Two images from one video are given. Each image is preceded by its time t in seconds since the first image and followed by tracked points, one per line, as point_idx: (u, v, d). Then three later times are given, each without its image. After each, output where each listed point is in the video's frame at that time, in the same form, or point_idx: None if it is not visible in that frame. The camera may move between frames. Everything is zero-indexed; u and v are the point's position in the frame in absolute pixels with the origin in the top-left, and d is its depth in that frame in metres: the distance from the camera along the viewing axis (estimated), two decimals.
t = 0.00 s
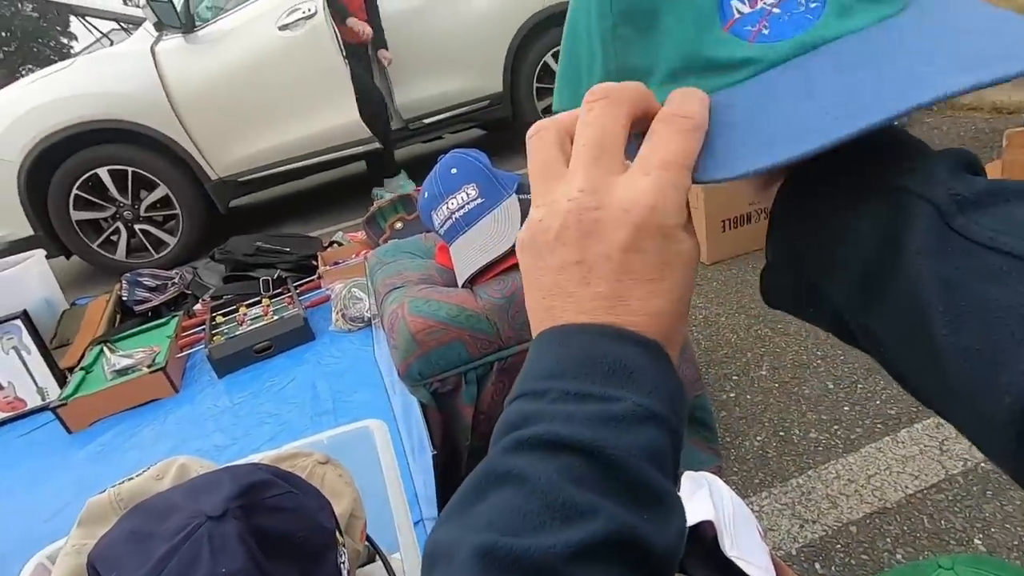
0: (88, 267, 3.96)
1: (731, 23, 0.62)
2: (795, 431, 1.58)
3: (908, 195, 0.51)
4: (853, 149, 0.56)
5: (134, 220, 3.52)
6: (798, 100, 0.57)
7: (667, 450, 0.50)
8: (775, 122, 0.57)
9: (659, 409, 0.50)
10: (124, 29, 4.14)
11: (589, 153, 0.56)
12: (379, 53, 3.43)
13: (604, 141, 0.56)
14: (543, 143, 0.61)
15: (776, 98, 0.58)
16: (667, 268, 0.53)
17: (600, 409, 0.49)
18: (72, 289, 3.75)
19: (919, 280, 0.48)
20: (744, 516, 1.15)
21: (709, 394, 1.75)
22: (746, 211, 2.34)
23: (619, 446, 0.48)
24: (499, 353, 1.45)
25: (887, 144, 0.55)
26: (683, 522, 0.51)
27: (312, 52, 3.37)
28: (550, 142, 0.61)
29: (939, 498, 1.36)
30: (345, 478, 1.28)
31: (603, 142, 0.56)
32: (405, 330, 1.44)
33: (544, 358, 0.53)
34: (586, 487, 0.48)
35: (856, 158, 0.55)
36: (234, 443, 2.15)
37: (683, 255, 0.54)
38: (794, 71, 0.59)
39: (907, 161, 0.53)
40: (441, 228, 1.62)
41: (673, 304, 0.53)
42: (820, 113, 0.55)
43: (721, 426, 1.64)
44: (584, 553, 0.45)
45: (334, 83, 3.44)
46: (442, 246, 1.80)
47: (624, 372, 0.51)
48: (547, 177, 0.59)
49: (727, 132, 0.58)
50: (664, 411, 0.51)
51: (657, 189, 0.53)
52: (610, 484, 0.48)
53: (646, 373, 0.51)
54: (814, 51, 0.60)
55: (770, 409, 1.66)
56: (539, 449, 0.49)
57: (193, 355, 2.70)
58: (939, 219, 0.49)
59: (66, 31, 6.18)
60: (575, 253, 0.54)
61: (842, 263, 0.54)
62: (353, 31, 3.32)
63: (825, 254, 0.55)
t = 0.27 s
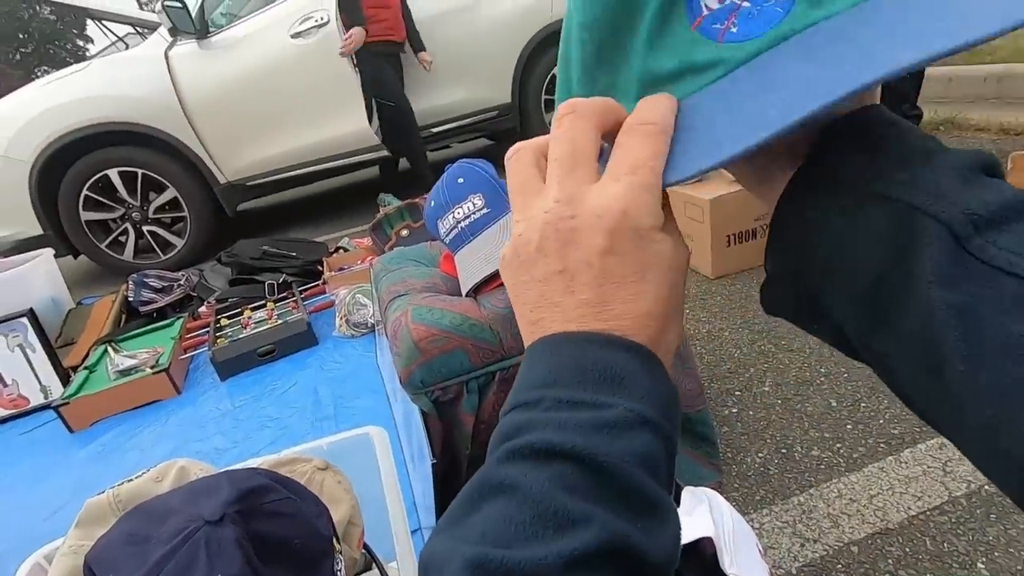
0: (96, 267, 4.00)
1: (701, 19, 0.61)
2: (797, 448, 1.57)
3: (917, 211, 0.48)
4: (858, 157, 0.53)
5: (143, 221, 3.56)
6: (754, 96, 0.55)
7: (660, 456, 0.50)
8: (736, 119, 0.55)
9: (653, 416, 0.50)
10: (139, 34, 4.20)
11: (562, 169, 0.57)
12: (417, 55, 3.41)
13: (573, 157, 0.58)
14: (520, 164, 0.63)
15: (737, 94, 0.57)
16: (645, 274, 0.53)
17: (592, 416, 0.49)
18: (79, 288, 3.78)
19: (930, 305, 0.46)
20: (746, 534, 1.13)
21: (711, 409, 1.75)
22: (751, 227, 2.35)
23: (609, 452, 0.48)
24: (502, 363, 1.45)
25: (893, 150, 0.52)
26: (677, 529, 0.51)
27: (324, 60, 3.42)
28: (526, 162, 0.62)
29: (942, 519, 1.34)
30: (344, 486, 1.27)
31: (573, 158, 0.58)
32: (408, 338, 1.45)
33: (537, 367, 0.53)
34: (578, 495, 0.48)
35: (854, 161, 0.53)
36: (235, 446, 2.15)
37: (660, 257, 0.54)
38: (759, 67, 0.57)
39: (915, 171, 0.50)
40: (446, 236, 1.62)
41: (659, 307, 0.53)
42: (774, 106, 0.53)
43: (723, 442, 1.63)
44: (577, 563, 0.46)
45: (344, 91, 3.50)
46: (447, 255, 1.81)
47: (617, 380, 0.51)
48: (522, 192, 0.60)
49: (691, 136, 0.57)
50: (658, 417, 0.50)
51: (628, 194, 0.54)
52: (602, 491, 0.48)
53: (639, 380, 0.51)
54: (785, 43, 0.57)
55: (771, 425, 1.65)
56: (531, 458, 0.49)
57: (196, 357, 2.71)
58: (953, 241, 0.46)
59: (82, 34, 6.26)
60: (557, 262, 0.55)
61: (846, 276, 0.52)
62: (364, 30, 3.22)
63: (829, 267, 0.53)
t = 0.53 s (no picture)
0: (103, 267, 4.03)
1: (677, 59, 0.60)
2: (799, 463, 1.57)
3: (936, 238, 0.44)
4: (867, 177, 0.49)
5: (151, 222, 3.59)
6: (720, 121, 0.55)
7: (662, 461, 0.51)
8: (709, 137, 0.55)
9: (656, 423, 0.51)
10: (153, 37, 4.25)
11: (556, 186, 0.58)
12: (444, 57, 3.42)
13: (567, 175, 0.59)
14: (515, 192, 0.63)
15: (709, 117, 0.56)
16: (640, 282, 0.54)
17: (596, 422, 0.50)
18: (86, 287, 3.81)
19: (955, 343, 0.42)
20: (746, 550, 1.13)
21: (712, 421, 1.74)
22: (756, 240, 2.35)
23: (612, 458, 0.48)
24: (504, 372, 1.45)
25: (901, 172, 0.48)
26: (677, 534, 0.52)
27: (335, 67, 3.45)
28: (521, 189, 0.62)
29: (945, 538, 1.33)
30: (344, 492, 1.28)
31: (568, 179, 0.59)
32: (411, 345, 1.45)
33: (540, 375, 0.53)
34: (583, 499, 0.48)
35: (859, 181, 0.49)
36: (237, 448, 2.16)
37: (655, 266, 0.55)
38: (735, 94, 0.56)
39: (929, 194, 0.46)
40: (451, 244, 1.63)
41: (654, 318, 0.53)
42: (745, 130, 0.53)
43: (725, 455, 1.63)
44: (583, 566, 0.46)
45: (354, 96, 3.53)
46: (451, 262, 1.82)
47: (621, 387, 0.51)
48: (518, 217, 0.60)
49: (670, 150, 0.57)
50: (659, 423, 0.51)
51: (620, 206, 0.55)
52: (606, 496, 0.49)
53: (642, 388, 0.51)
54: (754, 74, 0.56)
55: (773, 439, 1.65)
56: (536, 463, 0.50)
57: (200, 358, 2.72)
58: (979, 272, 0.43)
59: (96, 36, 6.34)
60: (555, 274, 0.55)
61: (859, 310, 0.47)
62: (375, 32, 3.20)
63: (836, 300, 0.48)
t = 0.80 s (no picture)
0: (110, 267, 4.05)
1: (653, 98, 0.64)
2: (802, 474, 1.56)
3: (971, 309, 0.43)
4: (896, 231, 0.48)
5: (158, 223, 3.61)
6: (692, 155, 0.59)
7: (650, 461, 0.52)
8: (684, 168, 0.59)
9: (645, 424, 0.52)
10: (165, 41, 4.30)
11: (551, 201, 0.61)
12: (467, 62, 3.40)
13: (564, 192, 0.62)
14: (511, 213, 0.65)
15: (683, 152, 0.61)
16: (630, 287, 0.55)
17: (588, 422, 0.50)
18: (93, 286, 3.83)
19: (993, 419, 0.42)
20: (747, 561, 1.13)
21: (715, 431, 1.74)
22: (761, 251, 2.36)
23: (603, 456, 0.49)
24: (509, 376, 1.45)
25: (932, 230, 0.47)
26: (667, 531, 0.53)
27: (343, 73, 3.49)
28: (517, 211, 0.64)
29: (948, 552, 1.32)
30: (347, 493, 1.28)
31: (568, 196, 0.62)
32: (416, 348, 1.45)
33: (534, 378, 0.54)
34: (575, 497, 0.49)
35: (886, 236, 0.48)
36: (238, 449, 2.16)
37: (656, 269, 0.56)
38: (707, 132, 0.61)
39: (967, 257, 0.45)
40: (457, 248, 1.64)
41: (640, 317, 0.55)
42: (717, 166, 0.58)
43: (728, 466, 1.63)
44: (577, 560, 0.47)
45: (364, 103, 3.56)
46: (457, 267, 1.83)
47: (612, 388, 0.52)
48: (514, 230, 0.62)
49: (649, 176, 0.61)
50: (648, 422, 0.52)
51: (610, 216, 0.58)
52: (598, 494, 0.50)
53: (632, 389, 0.52)
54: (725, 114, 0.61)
55: (775, 450, 1.64)
56: (529, 462, 0.50)
57: (204, 359, 2.73)
58: (1017, 342, 0.42)
59: (110, 39, 6.43)
60: (549, 279, 0.56)
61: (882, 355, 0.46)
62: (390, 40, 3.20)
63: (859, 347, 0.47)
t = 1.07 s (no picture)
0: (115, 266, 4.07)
1: (645, 99, 0.64)
2: (806, 482, 1.55)
3: (969, 325, 0.43)
4: (898, 251, 0.47)
5: (163, 223, 3.62)
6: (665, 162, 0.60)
7: (645, 458, 0.52)
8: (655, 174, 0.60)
9: (640, 422, 0.52)
10: (173, 42, 4.33)
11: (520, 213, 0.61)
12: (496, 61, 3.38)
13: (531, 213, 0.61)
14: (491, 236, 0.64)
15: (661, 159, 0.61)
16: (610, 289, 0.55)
17: (582, 420, 0.50)
18: (98, 285, 3.84)
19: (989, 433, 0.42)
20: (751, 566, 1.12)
21: (719, 438, 1.73)
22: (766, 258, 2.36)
23: (595, 454, 0.49)
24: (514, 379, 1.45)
25: (935, 248, 0.47)
26: (663, 527, 0.53)
27: (350, 76, 3.51)
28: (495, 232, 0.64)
29: (954, 563, 1.31)
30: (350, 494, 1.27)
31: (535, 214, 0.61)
32: (420, 349, 1.45)
33: (529, 378, 0.54)
34: (569, 495, 0.49)
35: (888, 256, 0.47)
36: (240, 449, 2.16)
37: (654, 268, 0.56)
38: (692, 139, 0.61)
39: (968, 275, 0.45)
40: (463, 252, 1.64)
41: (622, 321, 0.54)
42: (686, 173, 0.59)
43: (732, 473, 1.62)
44: (570, 557, 0.47)
45: (373, 106, 3.58)
46: (462, 269, 1.83)
47: (604, 386, 0.52)
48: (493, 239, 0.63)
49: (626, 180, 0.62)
50: (643, 420, 0.52)
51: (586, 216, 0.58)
52: (593, 490, 0.49)
53: (626, 387, 0.52)
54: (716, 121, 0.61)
55: (779, 457, 1.64)
56: (524, 461, 0.50)
57: (207, 359, 2.74)
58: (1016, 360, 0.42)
59: (119, 40, 6.46)
60: (528, 295, 0.56)
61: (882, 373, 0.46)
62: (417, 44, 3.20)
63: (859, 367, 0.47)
